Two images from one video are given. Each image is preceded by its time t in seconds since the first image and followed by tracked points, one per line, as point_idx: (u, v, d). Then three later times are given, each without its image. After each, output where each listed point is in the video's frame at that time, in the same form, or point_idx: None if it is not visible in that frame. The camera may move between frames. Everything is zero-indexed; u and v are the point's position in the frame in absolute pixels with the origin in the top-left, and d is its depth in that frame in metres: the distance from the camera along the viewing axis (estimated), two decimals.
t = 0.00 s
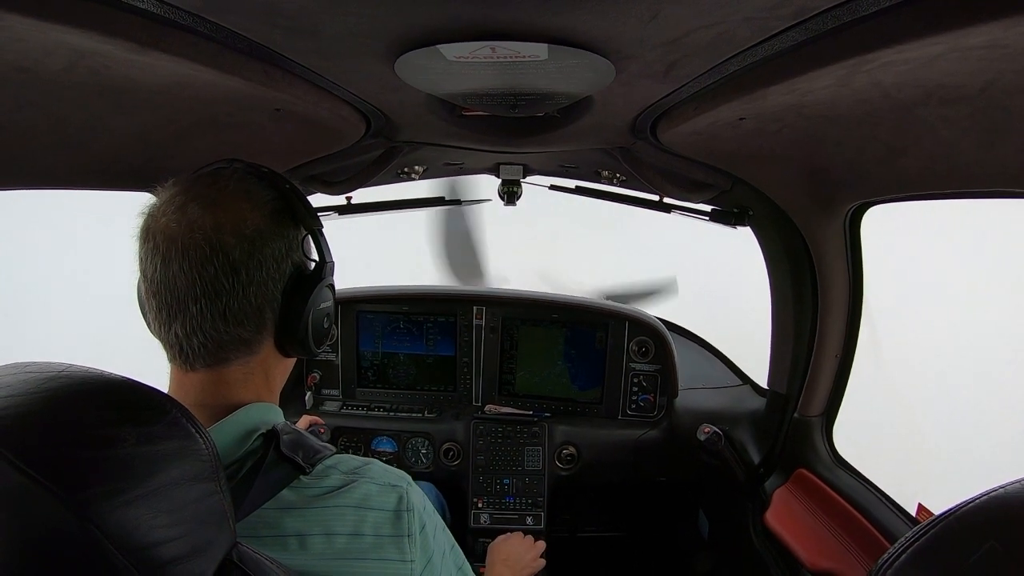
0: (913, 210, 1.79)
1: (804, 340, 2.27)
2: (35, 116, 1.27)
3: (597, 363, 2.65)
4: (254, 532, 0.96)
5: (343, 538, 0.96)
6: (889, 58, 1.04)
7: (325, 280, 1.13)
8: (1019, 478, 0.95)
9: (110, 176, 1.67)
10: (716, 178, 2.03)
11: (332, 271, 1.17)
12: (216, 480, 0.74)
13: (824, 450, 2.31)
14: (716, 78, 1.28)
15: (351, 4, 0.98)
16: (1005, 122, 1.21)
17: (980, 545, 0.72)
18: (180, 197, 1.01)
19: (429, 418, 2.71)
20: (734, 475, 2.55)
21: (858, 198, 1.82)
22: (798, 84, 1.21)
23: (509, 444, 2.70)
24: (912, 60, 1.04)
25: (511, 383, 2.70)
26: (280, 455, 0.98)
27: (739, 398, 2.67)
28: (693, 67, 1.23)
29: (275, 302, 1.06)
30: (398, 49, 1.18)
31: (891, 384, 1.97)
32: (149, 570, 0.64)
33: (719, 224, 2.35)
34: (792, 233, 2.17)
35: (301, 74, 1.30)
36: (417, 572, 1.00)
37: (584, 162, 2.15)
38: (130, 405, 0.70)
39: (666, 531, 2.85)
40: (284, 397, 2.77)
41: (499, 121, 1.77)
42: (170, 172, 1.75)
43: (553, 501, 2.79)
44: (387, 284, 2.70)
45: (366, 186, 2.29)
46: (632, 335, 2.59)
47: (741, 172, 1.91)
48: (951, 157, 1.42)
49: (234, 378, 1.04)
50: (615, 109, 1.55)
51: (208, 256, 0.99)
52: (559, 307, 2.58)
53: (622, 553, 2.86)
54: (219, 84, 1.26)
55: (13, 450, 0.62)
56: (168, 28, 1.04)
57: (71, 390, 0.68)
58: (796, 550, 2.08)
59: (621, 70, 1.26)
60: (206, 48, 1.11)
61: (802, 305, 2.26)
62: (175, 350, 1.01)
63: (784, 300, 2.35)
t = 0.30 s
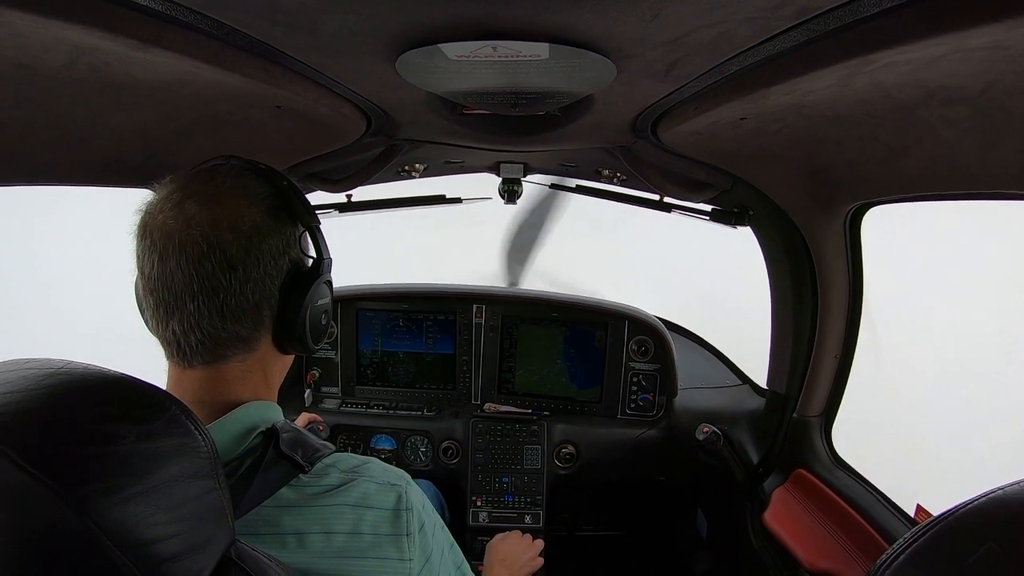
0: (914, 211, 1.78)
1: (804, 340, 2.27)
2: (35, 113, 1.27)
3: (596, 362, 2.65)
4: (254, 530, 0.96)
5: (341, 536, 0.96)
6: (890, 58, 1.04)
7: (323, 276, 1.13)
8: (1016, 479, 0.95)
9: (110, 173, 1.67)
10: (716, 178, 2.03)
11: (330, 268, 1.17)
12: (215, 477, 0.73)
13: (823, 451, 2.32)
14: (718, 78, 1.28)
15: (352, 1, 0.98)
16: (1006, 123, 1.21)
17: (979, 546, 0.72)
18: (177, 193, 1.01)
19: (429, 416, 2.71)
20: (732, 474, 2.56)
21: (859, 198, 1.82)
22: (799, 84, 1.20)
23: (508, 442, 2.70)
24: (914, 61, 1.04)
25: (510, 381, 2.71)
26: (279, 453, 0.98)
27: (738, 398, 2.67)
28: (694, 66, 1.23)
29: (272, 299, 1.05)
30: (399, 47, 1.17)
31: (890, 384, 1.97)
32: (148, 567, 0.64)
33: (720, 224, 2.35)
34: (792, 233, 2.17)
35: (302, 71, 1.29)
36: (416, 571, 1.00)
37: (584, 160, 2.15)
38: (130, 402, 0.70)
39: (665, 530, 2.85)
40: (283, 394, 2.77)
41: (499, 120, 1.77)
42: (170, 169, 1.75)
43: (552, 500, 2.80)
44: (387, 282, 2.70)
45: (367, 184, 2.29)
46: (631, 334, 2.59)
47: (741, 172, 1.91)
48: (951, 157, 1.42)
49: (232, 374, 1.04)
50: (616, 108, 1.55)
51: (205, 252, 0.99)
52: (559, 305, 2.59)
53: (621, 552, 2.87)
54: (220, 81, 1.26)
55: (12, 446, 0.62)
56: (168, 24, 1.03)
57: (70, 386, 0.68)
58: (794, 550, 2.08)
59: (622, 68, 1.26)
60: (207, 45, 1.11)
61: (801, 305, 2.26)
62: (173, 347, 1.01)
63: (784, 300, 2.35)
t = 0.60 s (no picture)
0: (914, 211, 1.78)
1: (804, 340, 2.27)
2: (35, 111, 1.27)
3: (596, 362, 2.65)
4: (253, 529, 0.96)
5: (341, 536, 0.96)
6: (891, 59, 1.04)
7: (322, 275, 1.13)
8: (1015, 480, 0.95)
9: (110, 172, 1.67)
10: (717, 178, 2.03)
11: (328, 267, 1.17)
12: (215, 476, 0.73)
13: (823, 451, 2.32)
14: (718, 77, 1.28)
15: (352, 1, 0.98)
16: (1006, 124, 1.21)
17: (979, 547, 0.72)
18: (175, 192, 1.01)
19: (429, 415, 2.71)
20: (732, 474, 2.56)
21: (859, 198, 1.82)
22: (800, 84, 1.20)
23: (508, 442, 2.70)
24: (914, 61, 1.04)
25: (510, 381, 2.71)
26: (279, 452, 0.99)
27: (738, 398, 2.67)
28: (695, 66, 1.23)
29: (271, 297, 1.05)
30: (400, 46, 1.17)
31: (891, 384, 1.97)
32: (148, 566, 0.65)
33: (720, 224, 2.35)
34: (792, 233, 2.17)
35: (302, 70, 1.29)
36: (415, 570, 1.00)
37: (584, 160, 2.15)
38: (130, 401, 0.69)
39: (665, 529, 2.86)
40: (283, 394, 2.77)
41: (499, 119, 1.77)
42: (171, 168, 1.75)
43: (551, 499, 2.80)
44: (387, 281, 2.70)
45: (367, 183, 2.29)
46: (631, 334, 2.59)
47: (742, 171, 1.91)
48: (952, 157, 1.42)
49: (231, 373, 1.04)
50: (616, 108, 1.55)
51: (204, 251, 0.99)
52: (558, 305, 2.59)
53: (621, 551, 2.87)
54: (220, 80, 1.26)
55: (13, 446, 0.62)
56: (169, 24, 1.03)
57: (70, 385, 0.68)
58: (794, 550, 2.08)
59: (622, 68, 1.26)
60: (207, 45, 1.11)
61: (801, 305, 2.26)
62: (172, 346, 1.01)
63: (784, 300, 2.35)
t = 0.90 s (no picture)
0: (913, 213, 1.79)
1: (803, 342, 2.27)
2: (35, 111, 1.27)
3: (595, 363, 2.65)
4: (251, 528, 0.96)
5: (340, 535, 0.96)
6: (891, 61, 1.04)
7: (322, 275, 1.13)
8: (1014, 483, 0.95)
9: (110, 171, 1.67)
10: (716, 179, 2.03)
11: (329, 267, 1.17)
12: (214, 476, 0.73)
13: (821, 452, 2.33)
14: (718, 79, 1.28)
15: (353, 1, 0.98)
16: (1005, 126, 1.21)
17: (977, 548, 0.72)
18: (176, 191, 1.01)
19: (428, 416, 2.71)
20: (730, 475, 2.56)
21: (858, 201, 1.82)
22: (799, 86, 1.21)
23: (506, 442, 2.70)
24: (915, 63, 1.04)
25: (509, 382, 2.70)
26: (278, 452, 0.98)
27: (736, 399, 2.67)
28: (695, 67, 1.23)
29: (271, 297, 1.05)
30: (400, 47, 1.18)
31: (889, 386, 1.97)
32: (147, 566, 0.64)
33: (719, 226, 2.36)
34: (791, 235, 2.17)
35: (302, 70, 1.30)
36: (414, 569, 1.00)
37: (584, 161, 2.15)
38: (129, 401, 0.69)
39: (663, 531, 2.86)
40: (282, 394, 2.77)
41: (499, 120, 1.77)
42: (171, 168, 1.75)
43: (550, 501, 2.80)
44: (385, 281, 2.70)
45: (366, 184, 2.29)
46: (630, 335, 2.59)
47: (741, 173, 1.91)
48: (951, 159, 1.42)
49: (231, 373, 1.04)
50: (615, 109, 1.55)
51: (205, 250, 0.99)
52: (558, 306, 2.59)
53: (619, 552, 2.87)
54: (220, 80, 1.26)
55: (12, 446, 0.62)
56: (169, 23, 1.03)
57: (69, 385, 0.68)
58: (793, 551, 2.09)
59: (622, 70, 1.26)
60: (207, 45, 1.11)
61: (800, 307, 2.26)
62: (172, 345, 1.01)
63: (782, 302, 2.35)
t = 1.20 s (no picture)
0: (913, 214, 1.79)
1: (803, 344, 2.27)
2: (34, 115, 1.27)
3: (596, 366, 2.65)
4: (253, 534, 0.96)
5: (342, 541, 0.96)
6: (889, 62, 1.04)
7: (326, 280, 1.13)
8: (1014, 483, 0.94)
9: (109, 176, 1.67)
10: (715, 181, 2.03)
11: (333, 272, 1.17)
12: (214, 481, 0.73)
13: (822, 454, 2.32)
14: (716, 81, 1.28)
15: (352, 5, 0.98)
16: (1004, 127, 1.21)
17: (979, 549, 0.72)
18: (181, 195, 1.01)
19: (428, 419, 2.71)
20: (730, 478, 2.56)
21: (857, 202, 1.83)
22: (798, 87, 1.21)
23: (507, 446, 2.70)
24: (913, 64, 1.04)
25: (509, 385, 2.70)
26: (280, 457, 0.98)
27: (737, 402, 2.67)
28: (693, 69, 1.23)
29: (275, 302, 1.05)
30: (399, 51, 1.18)
31: (890, 387, 1.97)
32: (148, 571, 0.64)
33: (718, 228, 2.36)
34: (791, 236, 2.17)
35: (301, 75, 1.30)
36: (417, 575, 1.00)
37: (583, 164, 2.15)
38: (129, 406, 0.69)
39: (665, 534, 2.85)
40: (282, 398, 2.76)
41: (498, 123, 1.77)
42: (170, 172, 1.75)
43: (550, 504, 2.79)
44: (385, 285, 2.70)
45: (366, 187, 2.29)
46: (631, 338, 2.59)
47: (740, 175, 1.91)
48: (949, 160, 1.42)
49: (234, 378, 1.04)
50: (614, 112, 1.55)
51: (209, 254, 0.99)
52: (558, 309, 2.59)
53: (620, 555, 2.87)
54: (220, 84, 1.26)
55: (11, 450, 0.62)
56: (168, 28, 1.03)
57: (69, 389, 0.68)
58: (794, 553, 2.08)
59: (621, 72, 1.27)
60: (206, 49, 1.12)
61: (801, 309, 2.26)
62: (175, 349, 1.01)
63: (783, 304, 2.35)
